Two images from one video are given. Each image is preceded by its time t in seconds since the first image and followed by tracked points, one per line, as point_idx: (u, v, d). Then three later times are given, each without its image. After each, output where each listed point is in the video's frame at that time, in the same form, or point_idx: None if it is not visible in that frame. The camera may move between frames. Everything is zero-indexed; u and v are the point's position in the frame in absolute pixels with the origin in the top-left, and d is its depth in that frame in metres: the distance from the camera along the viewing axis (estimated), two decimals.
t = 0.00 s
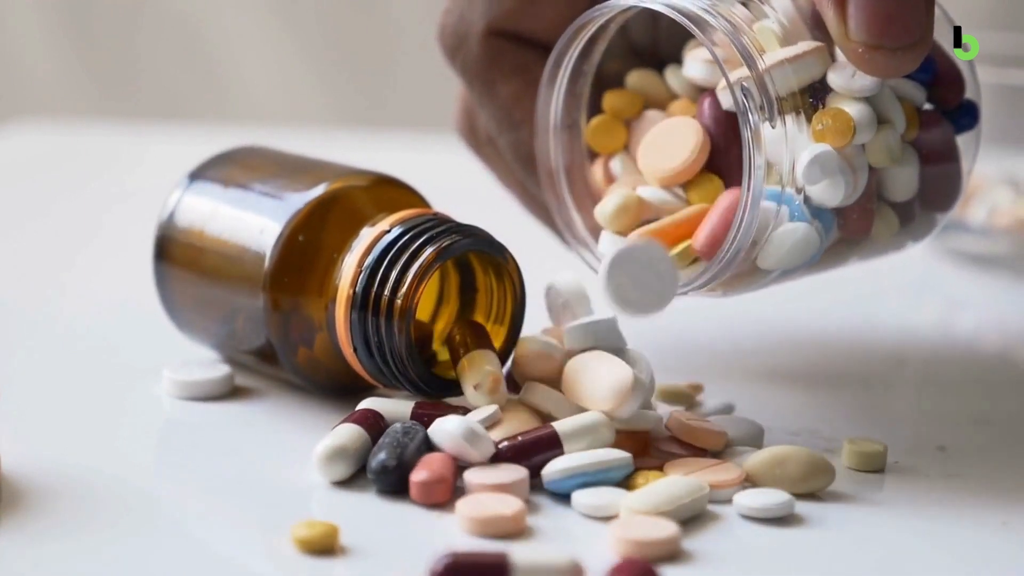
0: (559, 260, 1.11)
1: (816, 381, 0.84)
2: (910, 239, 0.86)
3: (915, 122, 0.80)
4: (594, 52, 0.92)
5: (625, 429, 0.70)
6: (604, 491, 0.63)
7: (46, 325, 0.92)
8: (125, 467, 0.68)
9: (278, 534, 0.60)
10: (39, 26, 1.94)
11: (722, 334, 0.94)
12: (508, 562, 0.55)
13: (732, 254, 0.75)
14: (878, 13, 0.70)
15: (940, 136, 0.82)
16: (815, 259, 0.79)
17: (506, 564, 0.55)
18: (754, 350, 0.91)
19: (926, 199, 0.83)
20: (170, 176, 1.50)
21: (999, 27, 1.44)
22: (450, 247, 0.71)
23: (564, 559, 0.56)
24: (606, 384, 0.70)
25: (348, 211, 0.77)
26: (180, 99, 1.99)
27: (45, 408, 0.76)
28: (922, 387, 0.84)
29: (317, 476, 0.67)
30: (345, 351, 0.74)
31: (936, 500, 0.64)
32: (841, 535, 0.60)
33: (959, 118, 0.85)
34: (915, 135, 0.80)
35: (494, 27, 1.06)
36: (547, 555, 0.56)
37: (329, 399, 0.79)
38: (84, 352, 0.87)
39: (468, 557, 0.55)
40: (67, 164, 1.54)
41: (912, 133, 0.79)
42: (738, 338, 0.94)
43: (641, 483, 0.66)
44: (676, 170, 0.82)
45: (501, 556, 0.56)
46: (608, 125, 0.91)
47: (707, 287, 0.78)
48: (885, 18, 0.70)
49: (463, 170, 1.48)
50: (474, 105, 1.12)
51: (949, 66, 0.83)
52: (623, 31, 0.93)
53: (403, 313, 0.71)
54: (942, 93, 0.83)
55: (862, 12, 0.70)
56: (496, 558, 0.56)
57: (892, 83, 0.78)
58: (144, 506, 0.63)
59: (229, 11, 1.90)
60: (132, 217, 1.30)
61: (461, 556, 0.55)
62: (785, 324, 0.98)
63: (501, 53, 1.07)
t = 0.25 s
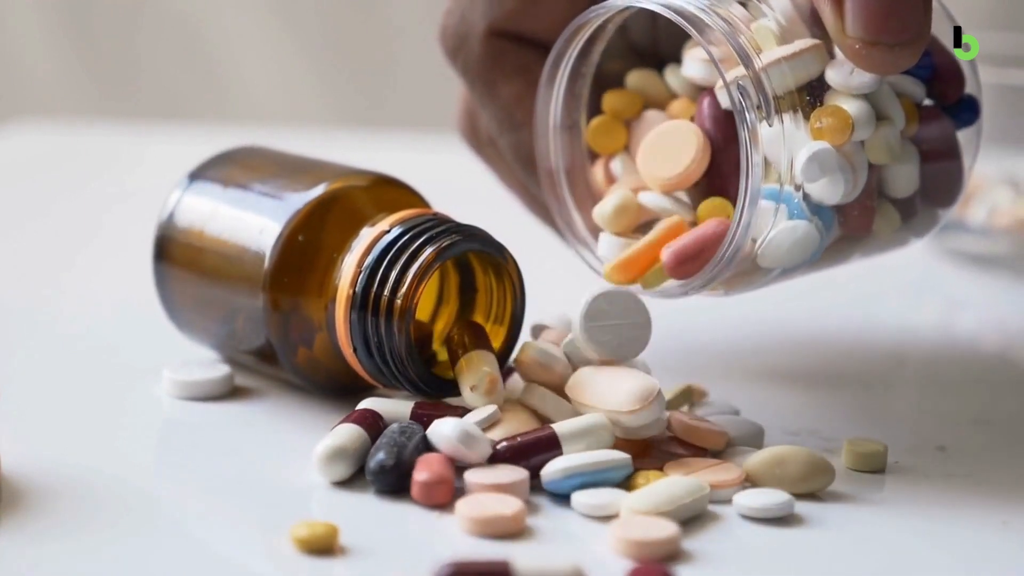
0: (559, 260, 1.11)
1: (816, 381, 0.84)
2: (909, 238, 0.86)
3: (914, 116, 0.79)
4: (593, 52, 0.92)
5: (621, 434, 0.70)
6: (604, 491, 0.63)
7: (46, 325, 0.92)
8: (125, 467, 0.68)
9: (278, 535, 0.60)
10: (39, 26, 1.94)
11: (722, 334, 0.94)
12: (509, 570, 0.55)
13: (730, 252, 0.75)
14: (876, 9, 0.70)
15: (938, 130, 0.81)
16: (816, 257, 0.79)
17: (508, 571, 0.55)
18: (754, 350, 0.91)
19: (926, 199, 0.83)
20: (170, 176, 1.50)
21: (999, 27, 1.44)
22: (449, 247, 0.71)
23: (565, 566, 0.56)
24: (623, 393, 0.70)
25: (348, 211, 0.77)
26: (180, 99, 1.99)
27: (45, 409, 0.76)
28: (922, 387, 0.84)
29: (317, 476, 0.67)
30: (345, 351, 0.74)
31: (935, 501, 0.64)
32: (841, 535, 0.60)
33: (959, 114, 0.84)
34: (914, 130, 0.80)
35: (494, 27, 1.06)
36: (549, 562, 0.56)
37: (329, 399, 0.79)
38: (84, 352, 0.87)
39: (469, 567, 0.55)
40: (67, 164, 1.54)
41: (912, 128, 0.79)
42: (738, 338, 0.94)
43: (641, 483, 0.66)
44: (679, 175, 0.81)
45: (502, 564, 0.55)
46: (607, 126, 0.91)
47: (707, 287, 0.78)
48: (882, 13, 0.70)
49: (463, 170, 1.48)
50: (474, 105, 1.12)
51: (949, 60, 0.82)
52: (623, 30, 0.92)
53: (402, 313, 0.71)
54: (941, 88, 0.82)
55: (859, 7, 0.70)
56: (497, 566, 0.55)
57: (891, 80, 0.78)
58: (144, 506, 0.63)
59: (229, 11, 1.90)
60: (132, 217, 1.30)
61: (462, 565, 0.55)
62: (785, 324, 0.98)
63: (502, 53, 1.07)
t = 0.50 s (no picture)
0: (558, 260, 1.11)
1: (814, 381, 0.84)
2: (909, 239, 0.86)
3: (914, 113, 0.79)
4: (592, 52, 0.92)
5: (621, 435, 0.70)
6: (604, 491, 0.63)
7: (46, 325, 0.92)
8: (125, 467, 0.68)
9: (278, 534, 0.60)
10: (39, 25, 1.94)
11: (722, 334, 0.94)
12: None
13: (729, 252, 0.76)
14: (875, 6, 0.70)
15: (938, 126, 0.81)
16: (817, 255, 0.79)
17: None
18: (753, 350, 0.91)
19: (926, 198, 0.83)
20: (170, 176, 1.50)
21: (999, 27, 1.44)
22: (449, 247, 0.71)
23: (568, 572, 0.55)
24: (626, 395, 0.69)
25: (348, 211, 0.77)
26: (180, 99, 1.99)
27: (45, 408, 0.76)
28: (921, 387, 0.84)
29: (317, 476, 0.67)
30: (344, 351, 0.74)
31: (935, 501, 0.64)
32: (841, 535, 0.60)
33: (959, 110, 0.84)
34: (914, 127, 0.79)
35: (495, 29, 1.06)
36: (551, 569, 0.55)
37: (329, 399, 0.79)
38: (84, 352, 0.87)
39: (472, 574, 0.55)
40: (67, 164, 1.54)
41: (911, 124, 0.79)
42: (737, 339, 0.94)
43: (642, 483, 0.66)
44: (677, 183, 0.81)
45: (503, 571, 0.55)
46: (607, 127, 0.91)
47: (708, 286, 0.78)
48: (881, 11, 0.70)
49: (462, 170, 1.48)
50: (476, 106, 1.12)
51: (949, 58, 0.81)
52: (623, 31, 0.92)
53: (402, 313, 0.71)
54: (941, 85, 0.81)
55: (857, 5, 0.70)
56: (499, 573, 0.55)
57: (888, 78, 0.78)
58: (144, 506, 0.63)
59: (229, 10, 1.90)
60: (132, 217, 1.30)
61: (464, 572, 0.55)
62: (784, 324, 0.98)
63: (501, 53, 1.07)
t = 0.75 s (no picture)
0: (558, 260, 1.11)
1: (814, 381, 0.84)
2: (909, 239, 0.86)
3: (914, 109, 0.79)
4: (592, 53, 0.92)
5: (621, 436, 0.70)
6: (605, 492, 0.63)
7: (46, 325, 0.92)
8: (125, 467, 0.68)
9: (278, 535, 0.60)
10: (39, 25, 1.94)
11: (722, 334, 0.94)
12: None
13: (727, 256, 0.76)
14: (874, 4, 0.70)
15: (938, 122, 0.81)
16: (818, 255, 0.79)
17: None
18: (753, 350, 0.91)
19: (926, 198, 0.83)
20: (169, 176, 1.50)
21: (999, 27, 1.44)
22: (449, 247, 0.71)
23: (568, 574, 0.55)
24: (629, 395, 0.69)
25: (348, 211, 0.77)
26: (181, 99, 1.99)
27: (45, 408, 0.76)
28: (921, 387, 0.84)
29: (317, 477, 0.67)
30: (344, 352, 0.74)
31: (935, 501, 0.64)
32: (841, 535, 0.60)
33: (960, 106, 0.84)
34: (914, 123, 0.79)
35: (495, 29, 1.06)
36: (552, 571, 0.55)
37: (329, 399, 0.79)
38: (83, 352, 0.87)
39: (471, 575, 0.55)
40: (67, 164, 1.54)
41: (911, 121, 0.79)
42: (738, 339, 0.94)
43: (642, 483, 0.66)
44: (676, 206, 0.81)
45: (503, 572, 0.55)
46: (608, 129, 0.91)
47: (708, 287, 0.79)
48: (880, 9, 0.70)
49: (462, 170, 1.48)
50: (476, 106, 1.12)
51: (948, 54, 0.81)
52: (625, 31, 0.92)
53: (402, 313, 0.71)
54: (941, 82, 0.81)
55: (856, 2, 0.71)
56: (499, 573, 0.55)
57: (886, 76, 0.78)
58: (144, 506, 0.63)
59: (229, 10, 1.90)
60: (132, 217, 1.30)
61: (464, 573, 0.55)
62: (784, 324, 0.98)
63: (501, 53, 1.07)
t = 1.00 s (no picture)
0: (557, 260, 1.11)
1: (814, 381, 0.84)
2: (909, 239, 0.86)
3: (914, 107, 0.79)
4: (591, 53, 0.92)
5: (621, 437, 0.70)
6: (605, 492, 0.63)
7: (46, 325, 0.92)
8: (126, 468, 0.68)
9: (278, 535, 0.60)
10: (39, 25, 1.94)
11: (722, 335, 0.94)
12: None
13: (728, 257, 0.76)
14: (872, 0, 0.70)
15: (938, 120, 0.81)
16: (819, 254, 0.79)
17: None
18: (754, 351, 0.91)
19: (926, 199, 0.83)
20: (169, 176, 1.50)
21: (999, 27, 1.44)
22: (450, 247, 0.71)
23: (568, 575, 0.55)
24: (633, 395, 0.70)
25: (348, 211, 0.77)
26: (181, 99, 1.99)
27: (45, 409, 0.76)
28: (921, 387, 0.84)
29: (317, 477, 0.67)
30: (343, 352, 0.74)
31: (935, 501, 0.64)
32: (841, 536, 0.60)
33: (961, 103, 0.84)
34: (914, 121, 0.79)
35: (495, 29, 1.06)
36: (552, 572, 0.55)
37: (329, 399, 0.79)
38: (84, 352, 0.87)
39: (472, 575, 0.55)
40: (67, 164, 1.54)
41: (911, 119, 0.79)
42: (738, 339, 0.93)
43: (642, 483, 0.66)
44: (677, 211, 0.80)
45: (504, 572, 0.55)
46: (608, 130, 0.91)
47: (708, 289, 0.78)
48: (877, 5, 0.70)
49: (461, 171, 1.48)
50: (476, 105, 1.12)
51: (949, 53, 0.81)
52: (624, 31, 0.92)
53: (402, 313, 0.71)
54: (940, 80, 0.81)
55: None
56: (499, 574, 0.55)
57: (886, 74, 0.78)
58: (144, 506, 0.63)
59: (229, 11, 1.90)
60: (132, 217, 1.30)
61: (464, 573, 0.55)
62: (784, 324, 0.98)
63: (501, 53, 1.07)
